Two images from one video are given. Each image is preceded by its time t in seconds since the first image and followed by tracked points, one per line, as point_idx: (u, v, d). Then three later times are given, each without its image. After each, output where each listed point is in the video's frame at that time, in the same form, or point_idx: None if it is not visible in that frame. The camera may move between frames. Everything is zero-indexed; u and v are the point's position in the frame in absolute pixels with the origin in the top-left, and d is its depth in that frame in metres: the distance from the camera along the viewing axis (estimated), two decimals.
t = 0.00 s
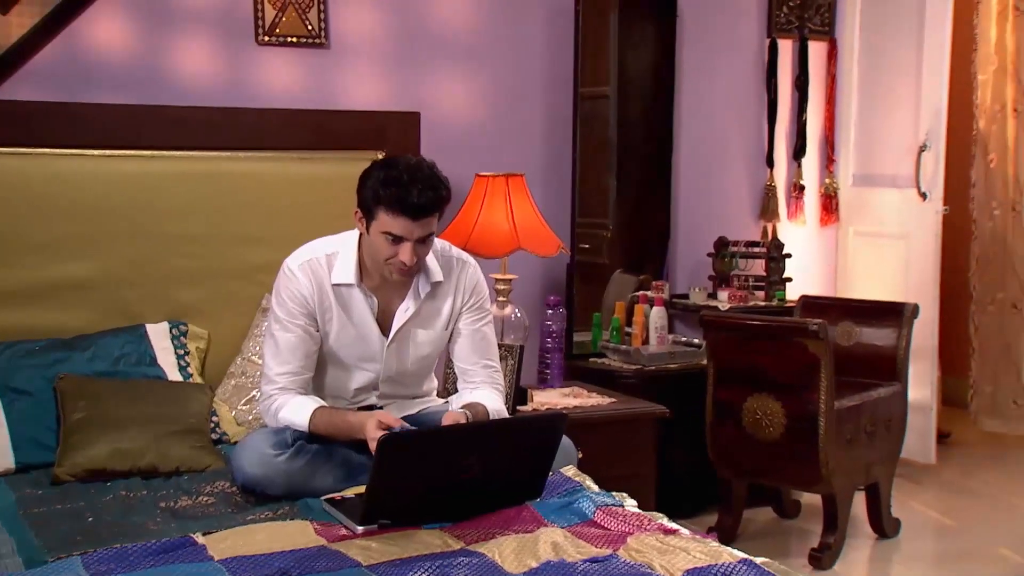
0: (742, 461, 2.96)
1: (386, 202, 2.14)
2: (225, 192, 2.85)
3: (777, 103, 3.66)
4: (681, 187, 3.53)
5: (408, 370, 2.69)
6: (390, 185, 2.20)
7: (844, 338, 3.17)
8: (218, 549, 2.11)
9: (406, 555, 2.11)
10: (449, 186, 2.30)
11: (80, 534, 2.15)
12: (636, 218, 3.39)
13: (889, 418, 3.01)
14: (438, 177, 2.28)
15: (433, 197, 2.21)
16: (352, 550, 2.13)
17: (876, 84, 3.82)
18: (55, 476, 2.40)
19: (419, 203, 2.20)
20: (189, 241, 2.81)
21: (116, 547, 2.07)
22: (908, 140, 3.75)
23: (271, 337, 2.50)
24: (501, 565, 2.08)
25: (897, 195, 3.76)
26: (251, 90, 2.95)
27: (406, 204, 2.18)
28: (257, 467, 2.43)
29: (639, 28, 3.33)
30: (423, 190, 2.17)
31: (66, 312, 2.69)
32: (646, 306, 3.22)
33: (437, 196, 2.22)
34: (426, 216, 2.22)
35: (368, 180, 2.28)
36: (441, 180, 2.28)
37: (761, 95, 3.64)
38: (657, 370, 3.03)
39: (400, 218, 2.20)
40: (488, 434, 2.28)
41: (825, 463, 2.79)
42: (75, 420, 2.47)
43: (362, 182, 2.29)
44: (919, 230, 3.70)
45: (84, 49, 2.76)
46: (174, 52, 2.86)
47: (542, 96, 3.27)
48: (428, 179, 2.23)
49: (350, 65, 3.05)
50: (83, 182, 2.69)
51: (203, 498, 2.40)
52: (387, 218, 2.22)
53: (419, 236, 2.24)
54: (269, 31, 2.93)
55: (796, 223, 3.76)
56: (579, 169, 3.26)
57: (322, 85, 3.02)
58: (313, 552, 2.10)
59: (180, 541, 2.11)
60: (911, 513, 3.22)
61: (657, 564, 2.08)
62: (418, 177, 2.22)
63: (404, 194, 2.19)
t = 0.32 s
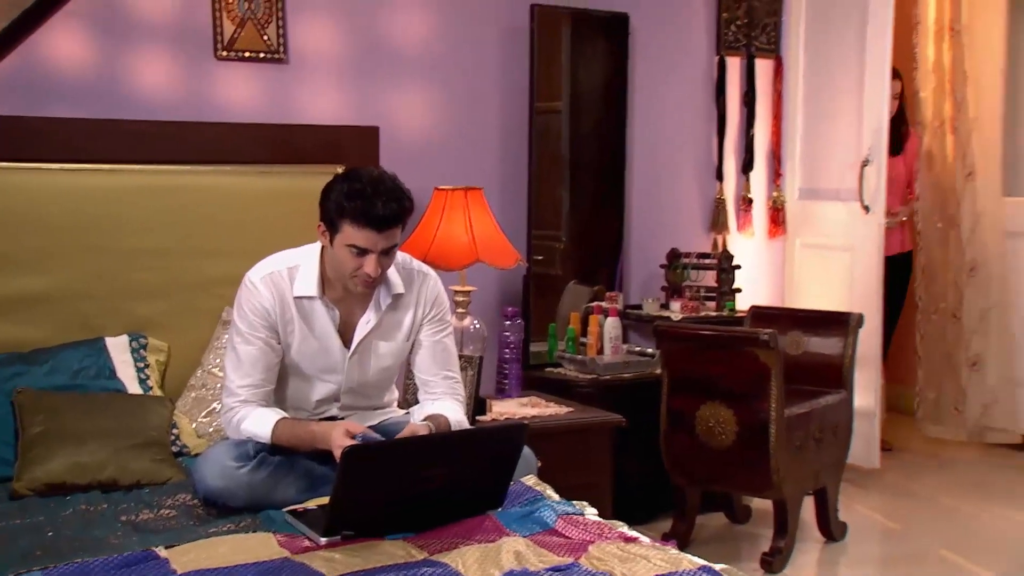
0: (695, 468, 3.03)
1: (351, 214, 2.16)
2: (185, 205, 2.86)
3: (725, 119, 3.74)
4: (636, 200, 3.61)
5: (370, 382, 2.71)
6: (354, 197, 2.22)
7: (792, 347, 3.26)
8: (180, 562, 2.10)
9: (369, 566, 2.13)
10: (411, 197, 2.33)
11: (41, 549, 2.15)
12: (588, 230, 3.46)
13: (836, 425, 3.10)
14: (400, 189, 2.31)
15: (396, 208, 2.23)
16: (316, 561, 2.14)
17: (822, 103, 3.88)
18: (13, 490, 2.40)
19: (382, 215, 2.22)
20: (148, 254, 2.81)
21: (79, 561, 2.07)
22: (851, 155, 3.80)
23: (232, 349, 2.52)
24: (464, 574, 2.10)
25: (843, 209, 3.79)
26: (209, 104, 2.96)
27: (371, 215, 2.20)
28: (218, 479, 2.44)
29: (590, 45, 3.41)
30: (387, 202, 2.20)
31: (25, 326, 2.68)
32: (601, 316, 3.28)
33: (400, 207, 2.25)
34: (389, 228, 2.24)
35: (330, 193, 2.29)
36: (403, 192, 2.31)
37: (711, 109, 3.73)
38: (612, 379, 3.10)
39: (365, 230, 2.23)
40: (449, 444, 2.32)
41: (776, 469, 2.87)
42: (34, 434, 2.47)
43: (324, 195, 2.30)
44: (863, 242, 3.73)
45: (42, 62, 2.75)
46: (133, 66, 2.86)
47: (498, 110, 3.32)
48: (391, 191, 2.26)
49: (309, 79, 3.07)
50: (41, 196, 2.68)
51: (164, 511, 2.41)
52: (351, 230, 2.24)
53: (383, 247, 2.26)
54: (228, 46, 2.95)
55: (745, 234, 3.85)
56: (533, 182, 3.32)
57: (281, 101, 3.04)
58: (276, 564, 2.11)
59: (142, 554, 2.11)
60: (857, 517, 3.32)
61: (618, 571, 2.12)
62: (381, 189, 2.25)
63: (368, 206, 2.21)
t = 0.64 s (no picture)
0: (640, 474, 3.14)
1: (320, 230, 2.21)
2: (139, 220, 2.90)
3: (666, 136, 3.87)
4: (580, 215, 3.71)
5: (324, 393, 2.74)
6: (316, 213, 2.28)
7: (731, 355, 3.37)
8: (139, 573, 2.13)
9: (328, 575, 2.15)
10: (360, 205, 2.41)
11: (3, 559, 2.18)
12: (533, 244, 3.56)
13: (772, 430, 3.23)
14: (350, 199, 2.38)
15: (358, 220, 2.31)
16: (274, 570, 2.17)
17: (756, 123, 4.03)
18: None
19: (347, 227, 2.29)
20: (102, 268, 2.84)
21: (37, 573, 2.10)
22: (784, 172, 3.94)
23: (188, 362, 2.55)
24: None
25: (775, 222, 3.95)
26: (164, 121, 3.01)
27: (338, 229, 2.27)
28: (174, 491, 2.48)
29: (534, 65, 3.51)
30: (352, 214, 2.26)
31: None
32: (548, 326, 3.39)
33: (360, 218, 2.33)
34: (352, 239, 2.31)
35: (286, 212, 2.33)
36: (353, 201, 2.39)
37: (651, 126, 3.85)
38: (560, 387, 3.18)
39: (331, 244, 2.29)
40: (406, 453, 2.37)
41: (717, 473, 2.98)
42: None
43: (279, 215, 2.33)
44: (797, 254, 3.87)
45: None
46: (88, 83, 2.90)
47: (446, 126, 3.40)
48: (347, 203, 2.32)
49: (262, 97, 3.13)
50: None
51: (121, 522, 2.44)
52: (316, 246, 2.29)
53: (347, 258, 2.33)
54: (182, 64, 3.00)
55: (686, 248, 3.99)
56: (481, 197, 3.42)
57: (236, 119, 3.10)
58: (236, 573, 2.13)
59: (100, 567, 2.14)
60: (792, 519, 3.47)
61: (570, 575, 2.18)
62: (340, 203, 2.31)
63: (332, 220, 2.27)
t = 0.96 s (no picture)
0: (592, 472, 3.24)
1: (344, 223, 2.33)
2: (100, 227, 2.92)
3: (615, 145, 3.99)
4: (534, 222, 3.81)
5: (287, 395, 2.75)
6: (311, 213, 2.35)
7: (679, 356, 3.49)
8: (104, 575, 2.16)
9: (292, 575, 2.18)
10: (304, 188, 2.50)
11: None
12: (486, 249, 3.64)
13: (719, 428, 3.35)
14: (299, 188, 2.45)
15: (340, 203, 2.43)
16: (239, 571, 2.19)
17: (701, 132, 4.17)
18: None
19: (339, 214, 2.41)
20: (62, 274, 2.87)
21: None
22: (729, 181, 4.06)
23: (154, 367, 2.55)
24: None
25: (721, 228, 4.08)
26: (125, 128, 3.07)
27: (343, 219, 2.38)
28: (138, 494, 2.51)
29: (485, 76, 3.59)
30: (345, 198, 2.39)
31: None
32: (502, 329, 3.47)
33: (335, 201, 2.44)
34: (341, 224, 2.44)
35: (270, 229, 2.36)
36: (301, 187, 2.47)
37: (601, 137, 3.97)
38: (514, 389, 3.28)
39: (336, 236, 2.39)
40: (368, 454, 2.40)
41: (667, 471, 3.09)
42: None
43: (266, 234, 2.36)
44: (740, 258, 4.02)
45: None
46: (48, 92, 2.95)
47: (401, 135, 3.47)
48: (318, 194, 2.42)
49: (220, 106, 3.18)
50: None
51: (85, 526, 2.48)
52: (323, 242, 2.38)
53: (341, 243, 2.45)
54: (142, 73, 3.06)
55: (635, 254, 4.08)
56: (437, 204, 3.50)
57: (196, 126, 3.16)
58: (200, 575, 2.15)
59: (65, 569, 2.16)
60: (738, 513, 3.59)
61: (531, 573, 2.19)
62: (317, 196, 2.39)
63: (333, 213, 2.37)
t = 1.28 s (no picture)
0: (555, 462, 3.37)
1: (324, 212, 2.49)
2: (76, 227, 3.00)
3: (575, 149, 4.15)
4: (497, 223, 3.95)
5: (267, 386, 2.80)
6: (290, 205, 2.49)
7: (638, 351, 3.64)
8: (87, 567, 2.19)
9: (271, 565, 2.21)
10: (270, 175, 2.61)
11: None
12: (451, 249, 3.77)
13: (676, 419, 3.50)
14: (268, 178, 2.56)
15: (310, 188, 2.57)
16: (220, 562, 2.22)
17: (655, 136, 4.35)
18: None
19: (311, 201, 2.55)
20: (39, 274, 2.93)
21: None
22: (683, 182, 4.21)
23: (137, 361, 2.57)
24: (361, 568, 2.20)
25: (675, 228, 4.24)
26: (101, 131, 3.15)
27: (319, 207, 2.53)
28: (119, 487, 2.58)
29: (449, 83, 3.72)
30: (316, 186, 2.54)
31: None
32: (468, 326, 3.61)
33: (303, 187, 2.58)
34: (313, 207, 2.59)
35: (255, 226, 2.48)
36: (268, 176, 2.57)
37: (561, 141, 4.13)
38: (480, 383, 3.40)
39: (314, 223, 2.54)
40: (342, 447, 2.45)
41: (627, 462, 3.23)
42: None
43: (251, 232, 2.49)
44: (694, 258, 4.16)
45: None
46: (26, 95, 3.03)
47: (369, 139, 3.61)
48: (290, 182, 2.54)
49: (196, 110, 3.29)
50: None
51: (66, 518, 2.54)
52: (304, 230, 2.53)
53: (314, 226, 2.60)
54: (118, 78, 3.14)
55: (593, 252, 4.25)
56: (404, 205, 3.62)
57: (171, 129, 3.26)
58: (182, 566, 2.18)
59: (49, 561, 2.20)
60: (692, 500, 3.77)
61: (506, 561, 2.25)
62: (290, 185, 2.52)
63: (309, 202, 2.52)
